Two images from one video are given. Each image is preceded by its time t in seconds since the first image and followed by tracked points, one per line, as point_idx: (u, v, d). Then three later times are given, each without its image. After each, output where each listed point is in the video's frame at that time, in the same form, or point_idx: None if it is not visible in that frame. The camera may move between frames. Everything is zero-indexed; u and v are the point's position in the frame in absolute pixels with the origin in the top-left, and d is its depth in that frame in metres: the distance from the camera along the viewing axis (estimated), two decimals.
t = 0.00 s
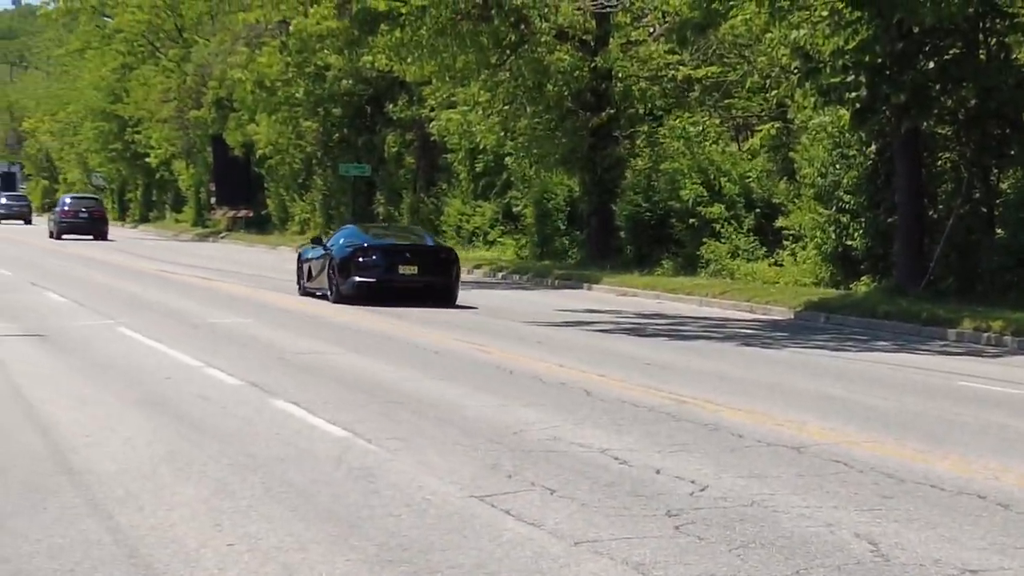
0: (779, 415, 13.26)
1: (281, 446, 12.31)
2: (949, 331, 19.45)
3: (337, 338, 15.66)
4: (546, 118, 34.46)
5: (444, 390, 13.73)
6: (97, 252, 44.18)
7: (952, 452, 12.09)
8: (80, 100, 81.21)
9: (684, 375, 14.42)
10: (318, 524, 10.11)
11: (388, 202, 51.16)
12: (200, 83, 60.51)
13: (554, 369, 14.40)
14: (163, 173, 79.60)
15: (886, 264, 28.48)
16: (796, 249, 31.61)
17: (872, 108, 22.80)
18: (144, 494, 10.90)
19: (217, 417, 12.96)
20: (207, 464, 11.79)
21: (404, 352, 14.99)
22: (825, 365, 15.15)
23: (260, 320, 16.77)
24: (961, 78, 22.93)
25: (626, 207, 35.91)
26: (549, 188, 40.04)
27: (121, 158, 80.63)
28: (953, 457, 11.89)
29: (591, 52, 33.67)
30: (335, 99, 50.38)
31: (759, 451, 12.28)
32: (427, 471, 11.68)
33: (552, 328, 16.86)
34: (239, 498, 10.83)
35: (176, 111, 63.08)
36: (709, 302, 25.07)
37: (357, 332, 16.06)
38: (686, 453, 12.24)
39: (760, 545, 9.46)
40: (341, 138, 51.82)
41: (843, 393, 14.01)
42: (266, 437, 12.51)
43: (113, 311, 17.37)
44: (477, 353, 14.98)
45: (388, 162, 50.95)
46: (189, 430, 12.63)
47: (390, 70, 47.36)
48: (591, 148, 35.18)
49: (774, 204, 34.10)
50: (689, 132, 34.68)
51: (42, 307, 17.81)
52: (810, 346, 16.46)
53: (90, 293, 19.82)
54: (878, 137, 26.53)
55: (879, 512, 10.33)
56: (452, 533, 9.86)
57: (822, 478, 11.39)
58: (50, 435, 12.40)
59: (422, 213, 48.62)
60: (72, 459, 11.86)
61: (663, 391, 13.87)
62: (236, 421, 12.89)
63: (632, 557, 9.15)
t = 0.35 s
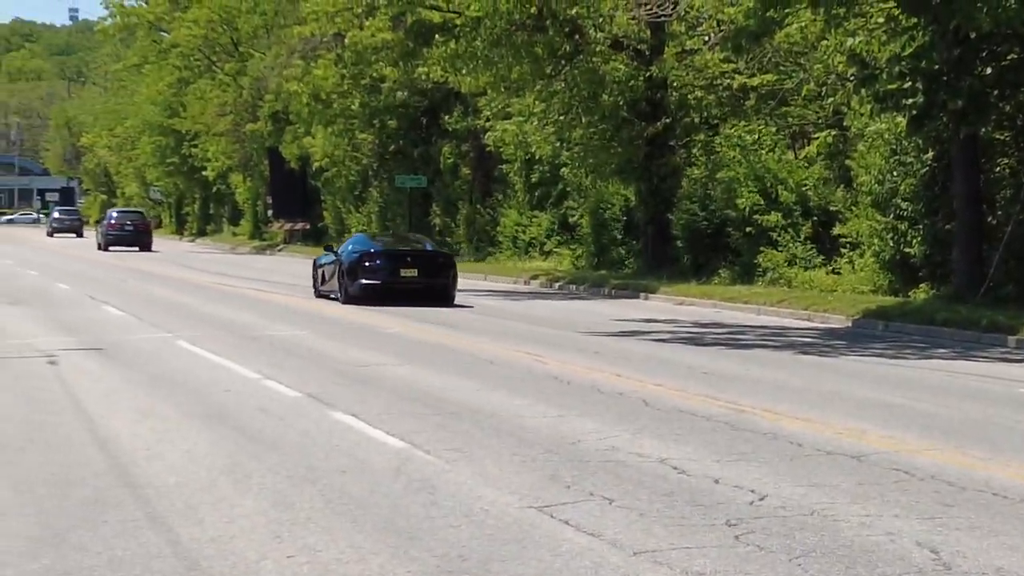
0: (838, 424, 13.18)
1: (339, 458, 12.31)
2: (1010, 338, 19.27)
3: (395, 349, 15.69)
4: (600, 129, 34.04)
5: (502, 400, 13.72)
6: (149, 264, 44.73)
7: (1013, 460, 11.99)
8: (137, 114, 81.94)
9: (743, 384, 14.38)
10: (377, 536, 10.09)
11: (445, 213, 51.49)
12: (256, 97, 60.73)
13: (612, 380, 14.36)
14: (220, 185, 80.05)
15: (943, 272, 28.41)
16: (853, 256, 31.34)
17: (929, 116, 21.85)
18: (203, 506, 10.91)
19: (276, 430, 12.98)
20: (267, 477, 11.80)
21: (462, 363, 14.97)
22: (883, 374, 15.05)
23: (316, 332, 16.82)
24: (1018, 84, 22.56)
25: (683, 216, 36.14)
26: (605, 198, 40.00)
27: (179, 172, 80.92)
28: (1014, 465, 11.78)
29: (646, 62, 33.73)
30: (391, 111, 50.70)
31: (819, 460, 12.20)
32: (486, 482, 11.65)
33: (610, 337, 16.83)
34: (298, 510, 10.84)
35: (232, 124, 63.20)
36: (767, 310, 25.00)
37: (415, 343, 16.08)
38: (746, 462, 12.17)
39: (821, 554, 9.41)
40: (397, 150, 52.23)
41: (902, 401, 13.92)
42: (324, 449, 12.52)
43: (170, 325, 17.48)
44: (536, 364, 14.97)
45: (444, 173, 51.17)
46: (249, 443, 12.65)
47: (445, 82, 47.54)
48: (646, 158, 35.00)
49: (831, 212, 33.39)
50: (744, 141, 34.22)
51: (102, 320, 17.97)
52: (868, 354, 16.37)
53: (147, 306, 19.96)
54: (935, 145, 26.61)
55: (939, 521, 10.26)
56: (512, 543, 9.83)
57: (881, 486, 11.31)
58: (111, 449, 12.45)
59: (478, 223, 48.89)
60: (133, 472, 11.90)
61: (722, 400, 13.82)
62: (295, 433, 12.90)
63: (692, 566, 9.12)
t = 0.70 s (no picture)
0: (888, 430, 13.12)
1: (389, 465, 12.31)
2: None
3: (445, 357, 15.72)
4: (649, 136, 34.23)
5: (553, 408, 13.70)
6: (194, 274, 45.10)
7: None
8: (187, 124, 82.34)
9: (793, 390, 14.36)
10: (427, 544, 10.08)
11: (494, 221, 51.14)
12: (305, 106, 60.47)
13: (662, 387, 14.34)
14: (269, 194, 80.16)
15: (995, 277, 28.23)
16: (903, 262, 31.24)
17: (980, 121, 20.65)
18: (254, 514, 10.92)
19: (326, 438, 13.01)
20: (318, 484, 11.82)
21: (512, 371, 14.98)
22: (932, 380, 14.99)
23: (366, 340, 16.88)
24: None
25: (732, 222, 36.09)
26: (654, 204, 40.06)
27: (229, 182, 81.21)
28: None
29: (694, 67, 33.48)
30: (439, 118, 50.04)
31: (870, 466, 12.14)
32: (535, 489, 11.63)
33: (659, 344, 16.80)
34: (348, 517, 10.83)
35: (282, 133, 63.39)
36: (817, 317, 24.92)
37: (464, 351, 16.11)
38: (797, 469, 12.12)
39: (874, 562, 9.37)
40: (446, 157, 51.69)
41: (953, 407, 13.87)
42: (374, 457, 12.52)
43: (219, 332, 17.61)
44: (585, 371, 14.96)
45: (492, 181, 50.89)
46: (299, 451, 12.66)
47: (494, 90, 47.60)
48: (696, 164, 35.49)
49: (880, 217, 33.58)
50: (794, 148, 34.13)
51: (153, 329, 18.09)
52: (919, 360, 16.31)
53: (198, 316, 20.07)
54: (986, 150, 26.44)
55: (992, 527, 10.20)
56: (563, 550, 9.81)
57: (932, 493, 11.25)
58: (163, 457, 12.50)
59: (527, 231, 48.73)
60: (185, 480, 11.94)
61: (773, 406, 13.79)
62: (346, 441, 12.92)
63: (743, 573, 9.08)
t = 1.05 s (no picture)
0: (928, 435, 13.06)
1: (428, 471, 12.30)
2: None
3: (484, 362, 15.73)
4: (687, 137, 34.11)
5: (591, 414, 13.68)
6: (232, 279, 45.36)
7: None
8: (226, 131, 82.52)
9: (832, 395, 14.33)
10: (466, 548, 10.08)
11: (532, 227, 50.72)
12: (342, 112, 59.87)
13: (701, 392, 14.32)
14: (307, 200, 80.10)
15: None
16: (943, 266, 30.85)
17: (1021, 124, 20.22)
18: (294, 520, 10.92)
19: (366, 444, 13.00)
20: (357, 490, 11.82)
21: (550, 376, 14.97)
22: (972, 385, 14.92)
23: (403, 345, 16.89)
24: None
25: (771, 226, 36.06)
26: (693, 209, 39.76)
27: (267, 188, 80.85)
28: None
29: (732, 72, 33.57)
30: (477, 124, 49.96)
31: (910, 471, 12.07)
32: (574, 495, 11.62)
33: (698, 350, 16.78)
34: (387, 523, 10.83)
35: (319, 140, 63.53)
36: (855, 321, 24.87)
37: (501, 356, 16.11)
38: (836, 473, 12.07)
39: (915, 566, 9.32)
40: (483, 162, 51.54)
41: (993, 412, 13.79)
42: (412, 463, 12.53)
43: (257, 338, 17.67)
44: (624, 376, 14.95)
45: (530, 187, 50.51)
46: (338, 456, 12.66)
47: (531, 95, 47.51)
48: (733, 170, 34.98)
49: (920, 221, 32.85)
50: (833, 151, 33.78)
51: (193, 335, 18.18)
52: (958, 365, 16.25)
53: (237, 322, 20.16)
54: None
55: None
56: (602, 555, 9.79)
57: (973, 498, 11.19)
58: (204, 463, 12.53)
59: (565, 236, 48.23)
60: (225, 486, 11.95)
61: (813, 411, 13.75)
62: (385, 447, 12.92)
63: None
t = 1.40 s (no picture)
0: (959, 437, 13.03)
1: (459, 474, 12.31)
2: None
3: (514, 365, 15.75)
4: (717, 142, 33.68)
5: (622, 417, 13.67)
6: (263, 283, 45.46)
7: None
8: (258, 134, 82.66)
9: (863, 398, 14.30)
10: (497, 551, 10.08)
11: (563, 230, 50.70)
12: (373, 115, 61.18)
13: (732, 395, 14.31)
14: (338, 204, 79.90)
15: None
16: (975, 269, 31.17)
17: None
18: (324, 523, 10.93)
19: (397, 446, 13.01)
20: (388, 493, 11.83)
21: (581, 380, 14.97)
22: (1003, 388, 14.87)
23: (432, 349, 16.92)
24: None
25: (801, 231, 36.18)
26: (723, 212, 40.00)
27: (298, 192, 81.25)
28: None
29: (763, 75, 33.43)
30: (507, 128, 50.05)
31: (942, 473, 12.03)
32: (605, 498, 11.61)
33: (728, 352, 16.77)
34: (418, 526, 10.83)
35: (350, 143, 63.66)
36: (886, 324, 24.86)
37: (531, 359, 16.13)
38: (867, 476, 12.05)
39: (947, 569, 9.30)
40: (514, 165, 52.41)
41: None
42: (444, 466, 12.53)
43: (287, 342, 17.73)
44: (654, 379, 14.95)
45: (561, 190, 50.42)
46: (369, 460, 12.66)
47: (561, 97, 47.30)
48: (764, 171, 34.67)
49: (952, 224, 33.34)
50: (864, 154, 34.04)
51: (224, 339, 18.23)
52: (990, 368, 16.19)
53: (269, 325, 20.22)
54: None
55: None
56: (632, 558, 9.77)
57: (1005, 501, 11.15)
58: (235, 466, 12.55)
59: (595, 239, 48.21)
60: (257, 489, 11.96)
61: (844, 415, 13.72)
62: (416, 450, 12.92)
63: None
